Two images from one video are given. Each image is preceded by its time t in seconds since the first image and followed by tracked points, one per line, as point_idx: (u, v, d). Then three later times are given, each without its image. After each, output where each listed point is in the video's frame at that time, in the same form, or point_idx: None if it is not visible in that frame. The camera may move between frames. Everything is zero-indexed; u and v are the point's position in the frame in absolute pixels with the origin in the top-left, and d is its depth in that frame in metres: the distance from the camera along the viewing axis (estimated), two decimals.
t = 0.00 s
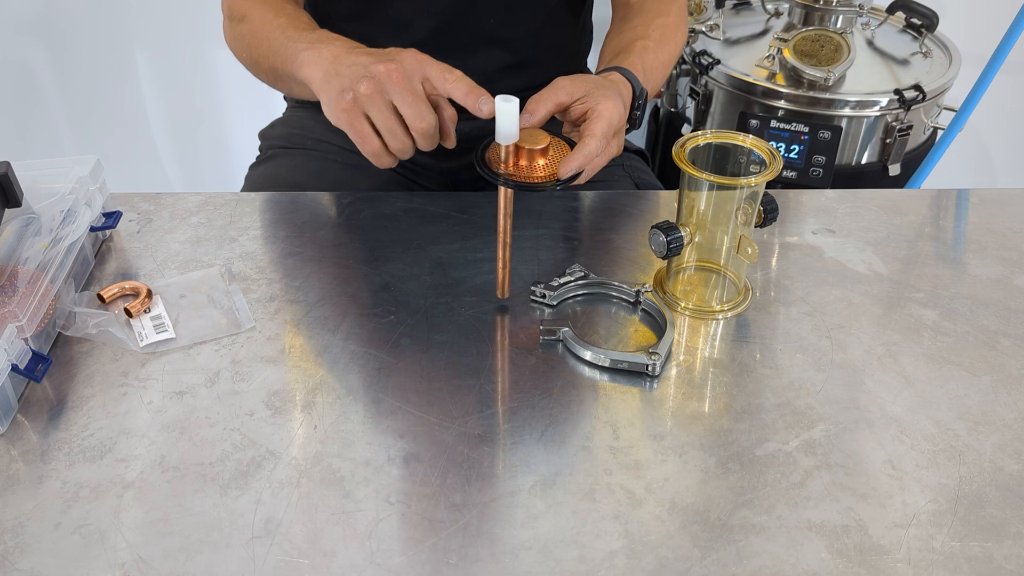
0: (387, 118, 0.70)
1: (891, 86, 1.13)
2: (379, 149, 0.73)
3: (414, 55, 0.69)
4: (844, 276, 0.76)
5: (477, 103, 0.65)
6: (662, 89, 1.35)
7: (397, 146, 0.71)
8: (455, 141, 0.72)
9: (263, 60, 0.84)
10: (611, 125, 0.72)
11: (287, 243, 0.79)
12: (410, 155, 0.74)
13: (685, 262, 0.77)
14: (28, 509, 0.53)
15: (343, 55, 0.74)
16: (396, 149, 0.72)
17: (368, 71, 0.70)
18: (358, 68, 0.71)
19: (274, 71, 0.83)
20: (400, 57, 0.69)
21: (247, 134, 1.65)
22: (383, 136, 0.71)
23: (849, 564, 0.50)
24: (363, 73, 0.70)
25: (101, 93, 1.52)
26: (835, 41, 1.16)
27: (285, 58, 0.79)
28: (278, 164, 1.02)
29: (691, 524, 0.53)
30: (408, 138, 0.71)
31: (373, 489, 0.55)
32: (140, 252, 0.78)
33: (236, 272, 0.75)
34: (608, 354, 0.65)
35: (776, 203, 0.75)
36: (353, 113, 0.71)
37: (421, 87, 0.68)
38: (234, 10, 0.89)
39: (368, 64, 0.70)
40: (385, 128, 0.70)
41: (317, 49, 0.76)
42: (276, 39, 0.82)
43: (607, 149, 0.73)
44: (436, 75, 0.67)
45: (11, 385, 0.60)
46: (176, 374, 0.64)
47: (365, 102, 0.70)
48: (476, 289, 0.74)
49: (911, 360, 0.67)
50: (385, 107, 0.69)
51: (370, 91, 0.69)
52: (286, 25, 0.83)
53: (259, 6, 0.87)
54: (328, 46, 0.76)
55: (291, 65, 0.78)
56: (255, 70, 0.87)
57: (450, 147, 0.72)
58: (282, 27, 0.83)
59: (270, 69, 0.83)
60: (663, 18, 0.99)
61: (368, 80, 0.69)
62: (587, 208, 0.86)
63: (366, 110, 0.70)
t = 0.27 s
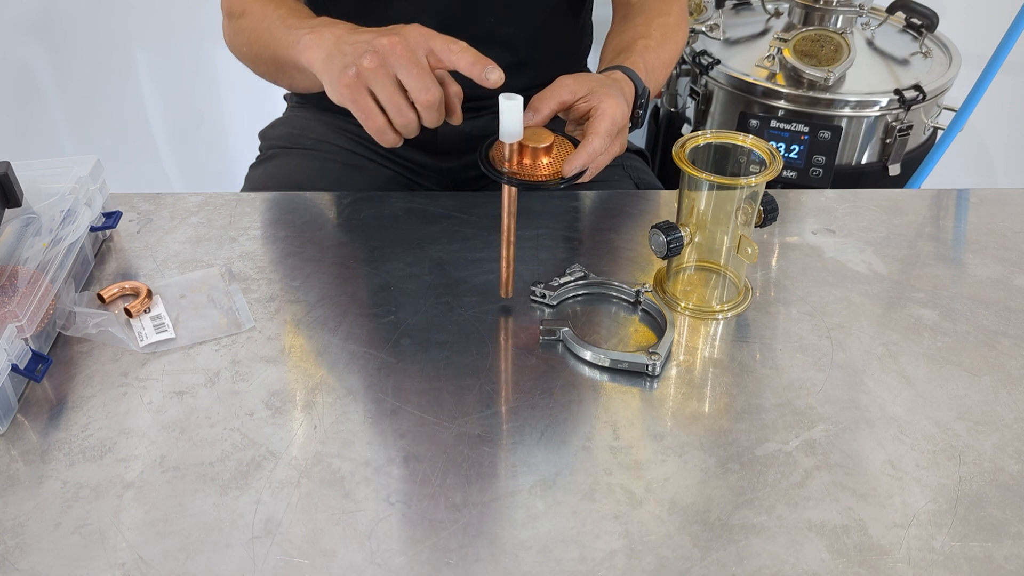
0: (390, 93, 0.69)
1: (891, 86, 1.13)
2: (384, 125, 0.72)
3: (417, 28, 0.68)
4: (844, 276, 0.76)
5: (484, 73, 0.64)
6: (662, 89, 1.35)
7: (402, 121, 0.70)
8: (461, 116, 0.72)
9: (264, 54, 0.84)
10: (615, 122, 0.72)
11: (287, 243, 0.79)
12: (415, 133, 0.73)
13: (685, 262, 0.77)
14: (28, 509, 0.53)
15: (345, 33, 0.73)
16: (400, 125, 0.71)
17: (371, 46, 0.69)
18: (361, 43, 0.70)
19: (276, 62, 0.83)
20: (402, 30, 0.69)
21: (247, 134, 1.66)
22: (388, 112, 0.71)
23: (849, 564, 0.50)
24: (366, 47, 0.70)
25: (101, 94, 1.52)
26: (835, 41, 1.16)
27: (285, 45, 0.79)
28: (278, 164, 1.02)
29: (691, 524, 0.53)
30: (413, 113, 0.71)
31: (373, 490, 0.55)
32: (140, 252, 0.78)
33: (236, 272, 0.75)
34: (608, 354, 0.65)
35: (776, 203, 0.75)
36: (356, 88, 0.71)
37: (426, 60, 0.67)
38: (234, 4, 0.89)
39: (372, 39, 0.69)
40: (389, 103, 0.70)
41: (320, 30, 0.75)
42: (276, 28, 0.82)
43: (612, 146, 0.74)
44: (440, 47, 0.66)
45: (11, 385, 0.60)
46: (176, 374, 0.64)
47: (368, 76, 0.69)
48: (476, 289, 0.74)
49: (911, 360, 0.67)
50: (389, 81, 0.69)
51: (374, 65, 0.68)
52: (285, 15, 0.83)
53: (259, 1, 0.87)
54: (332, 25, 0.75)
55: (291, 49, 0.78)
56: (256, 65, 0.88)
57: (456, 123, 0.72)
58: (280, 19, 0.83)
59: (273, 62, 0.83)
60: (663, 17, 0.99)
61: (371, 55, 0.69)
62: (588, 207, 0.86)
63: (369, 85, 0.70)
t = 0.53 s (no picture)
0: (393, 99, 0.69)
1: (891, 86, 1.13)
2: (385, 131, 0.72)
3: (421, 35, 0.68)
4: (844, 276, 0.76)
5: (486, 82, 0.63)
6: (662, 89, 1.35)
7: (404, 128, 0.70)
8: (464, 122, 0.72)
9: (265, 54, 0.84)
10: (612, 119, 0.72)
11: (287, 243, 0.79)
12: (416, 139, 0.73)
13: (685, 262, 0.77)
14: (28, 509, 0.53)
15: (348, 38, 0.73)
16: (402, 131, 0.71)
17: (374, 52, 0.69)
18: (365, 49, 0.70)
19: (277, 63, 0.83)
20: (406, 36, 0.69)
21: (247, 134, 1.65)
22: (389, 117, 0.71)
23: (849, 564, 0.50)
24: (369, 53, 0.69)
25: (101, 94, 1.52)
26: (835, 41, 1.16)
27: (287, 46, 0.79)
28: (278, 163, 1.02)
29: (691, 524, 0.53)
30: (415, 118, 0.71)
31: (373, 489, 0.55)
32: (140, 252, 0.78)
33: (236, 272, 0.75)
34: (608, 354, 0.65)
35: (776, 203, 0.75)
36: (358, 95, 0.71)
37: (429, 67, 0.68)
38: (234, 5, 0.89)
39: (374, 45, 0.69)
40: (392, 109, 0.69)
41: (320, 34, 0.75)
42: (276, 30, 0.82)
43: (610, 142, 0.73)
44: (444, 54, 0.66)
45: (11, 385, 0.60)
46: (176, 374, 0.64)
47: (371, 82, 0.69)
48: (476, 289, 0.74)
49: (911, 360, 0.67)
50: (392, 87, 0.69)
51: (377, 71, 0.68)
52: (285, 17, 0.83)
53: (259, 2, 0.87)
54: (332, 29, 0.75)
55: (293, 52, 0.78)
56: (257, 66, 0.88)
57: (458, 128, 0.73)
58: (280, 20, 0.83)
59: (275, 62, 0.83)
60: (663, 16, 0.99)
61: (373, 61, 0.68)
62: (588, 207, 0.86)
63: (372, 91, 0.70)
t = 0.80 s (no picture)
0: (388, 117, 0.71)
1: (891, 86, 1.13)
2: (391, 144, 0.75)
3: (389, 42, 0.68)
4: (844, 276, 0.76)
5: (473, 99, 0.65)
6: (662, 89, 1.35)
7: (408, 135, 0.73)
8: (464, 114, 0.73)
9: (254, 59, 0.83)
10: (601, 132, 0.74)
11: (287, 243, 0.79)
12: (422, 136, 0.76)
13: (685, 262, 0.77)
14: (28, 509, 0.53)
15: (323, 48, 0.73)
16: (409, 138, 0.74)
17: (352, 74, 0.70)
18: (341, 69, 0.70)
19: (265, 66, 0.82)
20: (376, 47, 0.68)
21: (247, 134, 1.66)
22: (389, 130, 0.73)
23: (849, 564, 0.50)
24: (348, 75, 0.70)
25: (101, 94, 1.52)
26: (835, 41, 1.16)
27: (277, 51, 0.78)
28: (277, 163, 1.01)
29: (691, 524, 0.53)
30: (417, 127, 0.73)
31: (373, 490, 0.55)
32: (140, 252, 0.78)
33: (236, 272, 0.75)
34: (608, 354, 0.65)
35: (776, 203, 0.75)
36: (353, 117, 0.73)
37: (410, 77, 0.68)
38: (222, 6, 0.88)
39: (350, 65, 0.70)
40: (391, 126, 0.72)
41: (298, 42, 0.75)
42: (265, 32, 0.80)
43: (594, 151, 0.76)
44: (422, 64, 0.66)
45: (11, 385, 0.60)
46: (176, 374, 0.64)
47: (362, 107, 0.71)
48: (476, 289, 0.74)
49: (911, 360, 0.67)
50: (382, 108, 0.71)
51: (361, 97, 0.70)
52: (272, 16, 0.81)
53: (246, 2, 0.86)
54: (307, 35, 0.75)
55: (283, 60, 0.77)
56: (247, 68, 0.86)
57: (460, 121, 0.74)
58: (268, 20, 0.81)
59: (263, 68, 0.83)
60: (667, 5, 0.99)
61: (356, 86, 0.70)
62: (588, 207, 0.86)
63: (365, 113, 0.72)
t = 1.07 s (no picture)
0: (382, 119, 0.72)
1: (891, 86, 1.13)
2: (387, 147, 0.75)
3: (383, 42, 0.68)
4: (844, 276, 0.76)
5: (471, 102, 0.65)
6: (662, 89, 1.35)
7: (403, 137, 0.74)
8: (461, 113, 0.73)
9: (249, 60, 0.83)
10: (601, 139, 0.75)
11: (287, 243, 0.79)
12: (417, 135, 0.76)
13: (685, 262, 0.77)
14: (28, 509, 0.53)
15: (314, 47, 0.73)
16: (404, 140, 0.75)
17: (345, 76, 0.70)
18: (333, 69, 0.70)
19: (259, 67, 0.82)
20: (369, 47, 0.68)
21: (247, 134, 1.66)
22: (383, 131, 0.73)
23: (849, 564, 0.50)
24: (340, 77, 0.70)
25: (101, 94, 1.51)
26: (835, 41, 1.16)
27: (270, 52, 0.78)
28: (277, 163, 1.02)
29: (691, 524, 0.53)
30: (413, 128, 0.74)
31: (373, 490, 0.55)
32: (140, 252, 0.78)
33: (236, 272, 0.75)
34: (608, 354, 0.65)
35: (776, 203, 0.75)
36: (347, 117, 0.73)
37: (404, 79, 0.68)
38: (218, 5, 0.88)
39: (342, 66, 0.70)
40: (386, 128, 0.73)
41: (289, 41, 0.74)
42: (259, 32, 0.80)
43: (594, 158, 0.77)
44: (415, 66, 0.66)
45: (11, 385, 0.60)
46: (176, 374, 0.64)
47: (356, 108, 0.71)
48: (476, 289, 0.74)
49: (911, 360, 0.67)
50: (376, 109, 0.71)
51: (355, 99, 0.70)
52: (267, 15, 0.81)
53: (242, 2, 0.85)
54: (298, 35, 0.74)
55: (276, 62, 0.77)
56: (243, 68, 0.86)
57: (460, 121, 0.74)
58: (262, 20, 0.81)
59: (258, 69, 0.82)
60: (670, 5, 0.99)
61: (350, 88, 0.70)
62: (588, 207, 0.86)
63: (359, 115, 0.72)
